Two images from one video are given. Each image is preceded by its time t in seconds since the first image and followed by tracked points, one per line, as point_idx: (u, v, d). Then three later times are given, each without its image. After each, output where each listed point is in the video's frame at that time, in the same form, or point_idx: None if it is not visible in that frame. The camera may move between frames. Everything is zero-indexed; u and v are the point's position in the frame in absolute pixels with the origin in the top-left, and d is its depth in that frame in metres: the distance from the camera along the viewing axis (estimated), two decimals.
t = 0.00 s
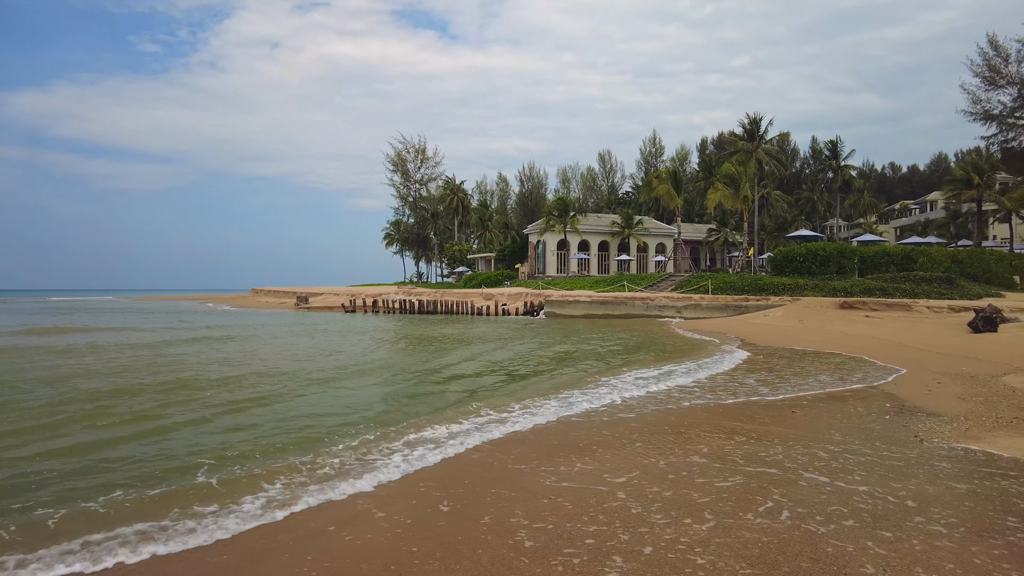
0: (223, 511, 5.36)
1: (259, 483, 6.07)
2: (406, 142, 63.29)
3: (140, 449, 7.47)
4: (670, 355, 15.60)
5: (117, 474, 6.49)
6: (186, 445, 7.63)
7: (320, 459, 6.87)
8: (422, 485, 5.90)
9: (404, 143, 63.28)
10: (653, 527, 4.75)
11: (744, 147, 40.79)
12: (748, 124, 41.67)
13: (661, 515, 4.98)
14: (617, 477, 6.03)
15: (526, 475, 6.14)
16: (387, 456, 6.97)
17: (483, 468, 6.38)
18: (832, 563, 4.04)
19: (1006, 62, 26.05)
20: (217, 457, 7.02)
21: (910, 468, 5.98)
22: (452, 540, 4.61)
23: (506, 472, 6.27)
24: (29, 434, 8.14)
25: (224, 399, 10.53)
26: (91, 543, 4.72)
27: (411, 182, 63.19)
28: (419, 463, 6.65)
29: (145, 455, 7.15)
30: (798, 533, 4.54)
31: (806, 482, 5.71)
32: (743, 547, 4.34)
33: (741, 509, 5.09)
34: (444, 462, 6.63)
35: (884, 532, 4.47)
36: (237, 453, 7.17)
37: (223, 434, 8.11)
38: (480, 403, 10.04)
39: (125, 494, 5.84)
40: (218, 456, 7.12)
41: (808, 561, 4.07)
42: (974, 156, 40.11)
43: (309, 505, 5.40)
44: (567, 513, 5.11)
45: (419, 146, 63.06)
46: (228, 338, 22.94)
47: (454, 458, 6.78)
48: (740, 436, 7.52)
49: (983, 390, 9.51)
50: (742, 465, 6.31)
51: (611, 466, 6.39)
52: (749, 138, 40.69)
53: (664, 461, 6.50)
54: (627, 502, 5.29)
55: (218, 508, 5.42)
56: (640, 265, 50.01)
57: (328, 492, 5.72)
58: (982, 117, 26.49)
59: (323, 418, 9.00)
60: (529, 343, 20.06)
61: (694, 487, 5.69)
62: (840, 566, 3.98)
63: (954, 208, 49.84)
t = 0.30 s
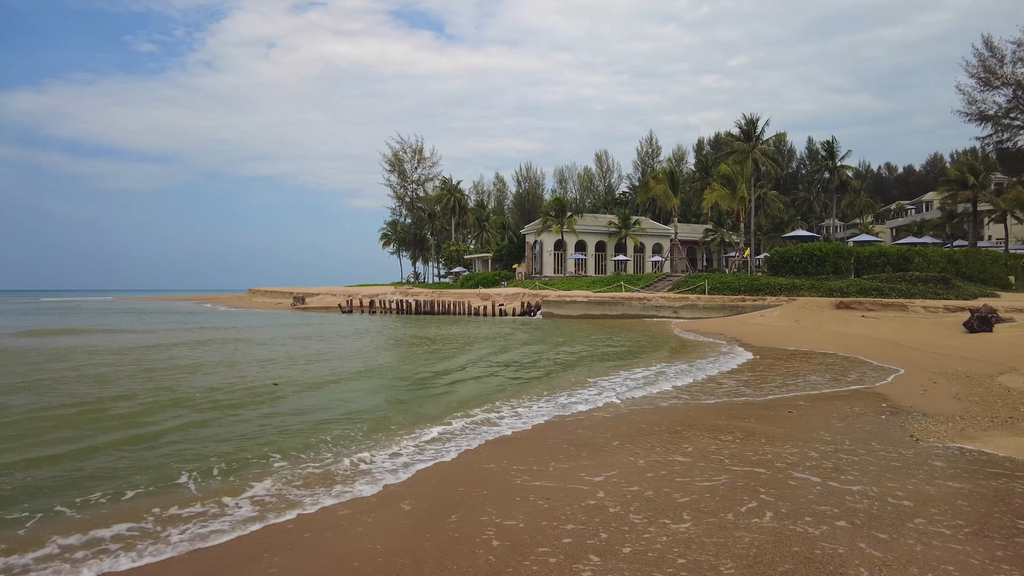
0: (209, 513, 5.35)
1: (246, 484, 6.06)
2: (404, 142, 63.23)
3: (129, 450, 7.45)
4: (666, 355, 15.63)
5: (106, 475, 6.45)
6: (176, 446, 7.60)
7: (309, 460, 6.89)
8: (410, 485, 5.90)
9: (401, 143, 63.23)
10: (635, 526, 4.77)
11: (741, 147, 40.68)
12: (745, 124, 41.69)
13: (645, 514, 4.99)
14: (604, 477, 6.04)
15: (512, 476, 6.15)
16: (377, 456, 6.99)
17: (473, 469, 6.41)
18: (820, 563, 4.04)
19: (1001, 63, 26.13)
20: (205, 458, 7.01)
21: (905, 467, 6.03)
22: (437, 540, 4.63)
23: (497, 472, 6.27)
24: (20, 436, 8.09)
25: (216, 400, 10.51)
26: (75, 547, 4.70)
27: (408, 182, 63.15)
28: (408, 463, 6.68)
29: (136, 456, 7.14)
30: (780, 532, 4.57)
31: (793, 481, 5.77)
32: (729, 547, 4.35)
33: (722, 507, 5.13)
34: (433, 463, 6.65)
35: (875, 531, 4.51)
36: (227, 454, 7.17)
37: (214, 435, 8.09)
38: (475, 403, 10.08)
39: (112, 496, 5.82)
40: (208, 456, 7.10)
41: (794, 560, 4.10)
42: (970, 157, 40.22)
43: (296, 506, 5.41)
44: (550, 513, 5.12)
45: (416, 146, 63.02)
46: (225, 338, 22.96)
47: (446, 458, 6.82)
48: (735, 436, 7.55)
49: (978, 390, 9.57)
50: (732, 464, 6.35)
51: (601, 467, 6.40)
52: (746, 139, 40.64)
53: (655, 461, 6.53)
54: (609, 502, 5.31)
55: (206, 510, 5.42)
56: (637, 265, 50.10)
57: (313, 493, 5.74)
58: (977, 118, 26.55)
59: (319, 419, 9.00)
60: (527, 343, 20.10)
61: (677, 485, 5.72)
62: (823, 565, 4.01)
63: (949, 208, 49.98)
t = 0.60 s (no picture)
0: (200, 513, 5.34)
1: (238, 485, 6.06)
2: (401, 142, 63.17)
3: (123, 448, 7.42)
4: (662, 355, 15.69)
5: (100, 474, 6.43)
6: (170, 445, 7.58)
7: (303, 459, 6.88)
8: (402, 485, 5.90)
9: (399, 143, 63.17)
10: (624, 526, 4.78)
11: (737, 148, 40.63)
12: (742, 125, 41.75)
13: (633, 515, 5.00)
14: (594, 477, 6.05)
15: (503, 476, 6.15)
16: (371, 456, 7.00)
17: (467, 469, 6.41)
18: (813, 564, 4.03)
19: (997, 64, 26.23)
20: (198, 457, 7.00)
21: (900, 467, 6.06)
22: (427, 541, 4.62)
23: (489, 473, 6.28)
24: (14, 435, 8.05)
25: (210, 399, 10.50)
26: (66, 548, 4.69)
27: (406, 182, 63.12)
28: (402, 462, 6.69)
29: (129, 455, 7.12)
30: (770, 532, 4.57)
31: (783, 480, 5.79)
32: (722, 547, 4.35)
33: (711, 507, 5.13)
34: (426, 463, 6.65)
35: (869, 532, 4.50)
36: (222, 453, 7.15)
37: (209, 434, 8.07)
38: (473, 402, 10.11)
39: (104, 496, 5.79)
40: (201, 455, 7.09)
41: (787, 561, 4.10)
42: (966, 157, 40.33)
43: (287, 507, 5.41)
44: (539, 513, 5.13)
45: (413, 146, 62.98)
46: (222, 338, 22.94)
47: (441, 458, 6.83)
48: (732, 435, 7.58)
49: (975, 390, 9.61)
50: (724, 464, 6.37)
51: (593, 467, 6.40)
52: (744, 139, 40.69)
53: (647, 461, 6.55)
54: (598, 503, 5.31)
55: (198, 510, 5.40)
56: (634, 266, 50.18)
57: (305, 493, 5.74)
58: (974, 119, 26.66)
59: (314, 418, 9.00)
60: (525, 343, 20.13)
61: (667, 485, 5.73)
62: (816, 565, 4.02)
63: (946, 208, 50.12)
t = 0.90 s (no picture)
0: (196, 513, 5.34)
1: (234, 485, 6.04)
2: (400, 142, 63.12)
3: (121, 449, 7.40)
4: (660, 356, 15.71)
5: (96, 475, 6.41)
6: (166, 446, 7.55)
7: (297, 459, 6.88)
8: (398, 485, 5.90)
9: (397, 143, 63.11)
10: (621, 526, 4.78)
11: (735, 148, 40.74)
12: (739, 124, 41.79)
13: (622, 515, 5.01)
14: (591, 477, 6.04)
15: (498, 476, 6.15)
16: (367, 455, 6.99)
17: (462, 468, 6.40)
18: (809, 563, 4.04)
19: (994, 65, 26.31)
20: (193, 458, 6.99)
21: (899, 465, 6.07)
22: (409, 539, 4.65)
23: (486, 472, 6.28)
24: (6, 436, 8.01)
25: (207, 399, 10.47)
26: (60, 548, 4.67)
27: (404, 182, 63.07)
28: (398, 462, 6.69)
29: (124, 456, 7.09)
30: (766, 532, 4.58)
31: (775, 480, 5.80)
32: (718, 547, 4.35)
33: (707, 507, 5.13)
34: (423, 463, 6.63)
35: (864, 531, 4.53)
36: (218, 454, 7.14)
37: (206, 435, 8.06)
38: (469, 402, 10.10)
39: (100, 497, 5.77)
40: (197, 456, 7.08)
41: (783, 560, 4.10)
42: (964, 158, 40.39)
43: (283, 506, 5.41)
44: (534, 513, 5.12)
45: (411, 146, 62.90)
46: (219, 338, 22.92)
47: (438, 457, 6.82)
48: (729, 434, 7.61)
49: (972, 390, 9.62)
50: (717, 464, 6.38)
51: (590, 467, 6.39)
52: (741, 139, 40.71)
53: (646, 461, 6.52)
54: (593, 504, 5.30)
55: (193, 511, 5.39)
56: (632, 266, 50.21)
57: (301, 493, 5.74)
58: (971, 119, 26.73)
59: (311, 419, 8.97)
60: (523, 343, 20.12)
61: (664, 485, 5.73)
62: (813, 564, 4.03)
63: (944, 208, 50.19)
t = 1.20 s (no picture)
0: (192, 513, 5.31)
1: (231, 485, 6.02)
2: (397, 142, 63.05)
3: (115, 450, 7.35)
4: (657, 355, 15.70)
5: (91, 476, 6.37)
6: (159, 446, 7.53)
7: (294, 459, 6.84)
8: (395, 484, 5.88)
9: (394, 143, 63.05)
10: (620, 525, 4.77)
11: (733, 147, 41.00)
12: (737, 125, 41.85)
13: (603, 512, 5.06)
14: (590, 476, 6.02)
15: (496, 475, 6.12)
16: (363, 455, 6.96)
17: (460, 468, 6.37)
18: (807, 562, 4.04)
19: (991, 65, 26.37)
20: (190, 458, 6.96)
21: (896, 465, 6.08)
22: (391, 537, 4.66)
23: (483, 471, 6.25)
24: (0, 438, 7.95)
25: (203, 400, 10.42)
26: (56, 548, 4.64)
27: (401, 182, 63.00)
28: (394, 462, 6.66)
29: (121, 457, 7.05)
30: (764, 531, 4.58)
31: (764, 478, 5.84)
32: (717, 546, 4.34)
33: (706, 506, 5.13)
34: (419, 462, 6.60)
35: (860, 530, 4.54)
36: (215, 455, 7.11)
37: (203, 435, 8.02)
38: (466, 402, 10.07)
39: (96, 498, 5.74)
40: (194, 456, 7.04)
41: (781, 560, 4.10)
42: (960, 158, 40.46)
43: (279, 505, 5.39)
44: (533, 513, 5.10)
45: (409, 145, 62.85)
46: (215, 339, 22.86)
47: (433, 457, 6.79)
48: (726, 434, 7.59)
49: (969, 389, 9.63)
50: (702, 462, 6.42)
51: (588, 466, 6.37)
52: (738, 139, 40.77)
53: (644, 460, 6.51)
54: (591, 503, 5.28)
55: (190, 510, 5.36)
56: (630, 266, 50.22)
57: (297, 492, 5.72)
58: (968, 120, 26.77)
59: (308, 419, 8.94)
60: (523, 343, 20.09)
61: (662, 485, 5.71)
62: (811, 563, 4.03)
63: (941, 208, 50.29)
